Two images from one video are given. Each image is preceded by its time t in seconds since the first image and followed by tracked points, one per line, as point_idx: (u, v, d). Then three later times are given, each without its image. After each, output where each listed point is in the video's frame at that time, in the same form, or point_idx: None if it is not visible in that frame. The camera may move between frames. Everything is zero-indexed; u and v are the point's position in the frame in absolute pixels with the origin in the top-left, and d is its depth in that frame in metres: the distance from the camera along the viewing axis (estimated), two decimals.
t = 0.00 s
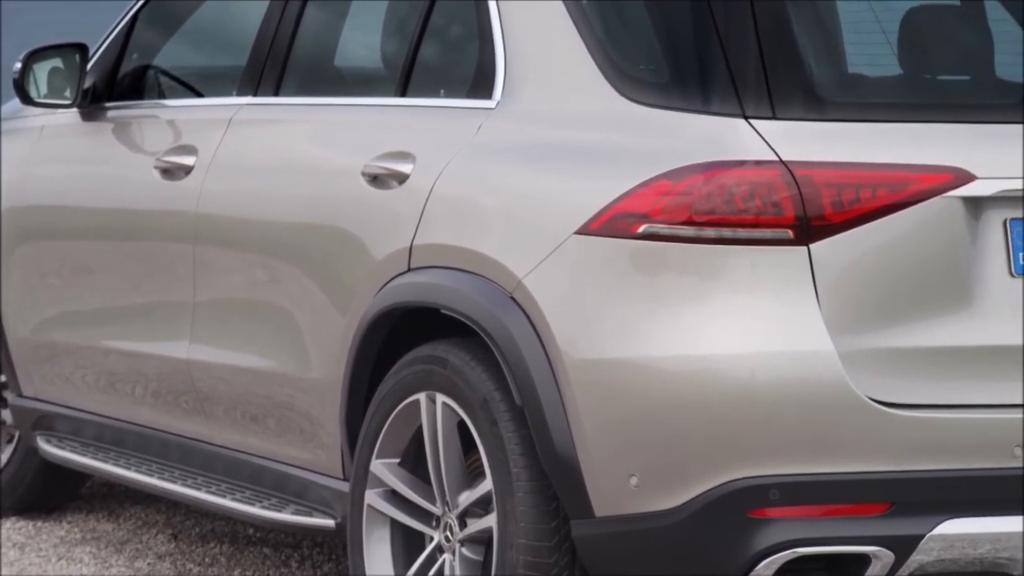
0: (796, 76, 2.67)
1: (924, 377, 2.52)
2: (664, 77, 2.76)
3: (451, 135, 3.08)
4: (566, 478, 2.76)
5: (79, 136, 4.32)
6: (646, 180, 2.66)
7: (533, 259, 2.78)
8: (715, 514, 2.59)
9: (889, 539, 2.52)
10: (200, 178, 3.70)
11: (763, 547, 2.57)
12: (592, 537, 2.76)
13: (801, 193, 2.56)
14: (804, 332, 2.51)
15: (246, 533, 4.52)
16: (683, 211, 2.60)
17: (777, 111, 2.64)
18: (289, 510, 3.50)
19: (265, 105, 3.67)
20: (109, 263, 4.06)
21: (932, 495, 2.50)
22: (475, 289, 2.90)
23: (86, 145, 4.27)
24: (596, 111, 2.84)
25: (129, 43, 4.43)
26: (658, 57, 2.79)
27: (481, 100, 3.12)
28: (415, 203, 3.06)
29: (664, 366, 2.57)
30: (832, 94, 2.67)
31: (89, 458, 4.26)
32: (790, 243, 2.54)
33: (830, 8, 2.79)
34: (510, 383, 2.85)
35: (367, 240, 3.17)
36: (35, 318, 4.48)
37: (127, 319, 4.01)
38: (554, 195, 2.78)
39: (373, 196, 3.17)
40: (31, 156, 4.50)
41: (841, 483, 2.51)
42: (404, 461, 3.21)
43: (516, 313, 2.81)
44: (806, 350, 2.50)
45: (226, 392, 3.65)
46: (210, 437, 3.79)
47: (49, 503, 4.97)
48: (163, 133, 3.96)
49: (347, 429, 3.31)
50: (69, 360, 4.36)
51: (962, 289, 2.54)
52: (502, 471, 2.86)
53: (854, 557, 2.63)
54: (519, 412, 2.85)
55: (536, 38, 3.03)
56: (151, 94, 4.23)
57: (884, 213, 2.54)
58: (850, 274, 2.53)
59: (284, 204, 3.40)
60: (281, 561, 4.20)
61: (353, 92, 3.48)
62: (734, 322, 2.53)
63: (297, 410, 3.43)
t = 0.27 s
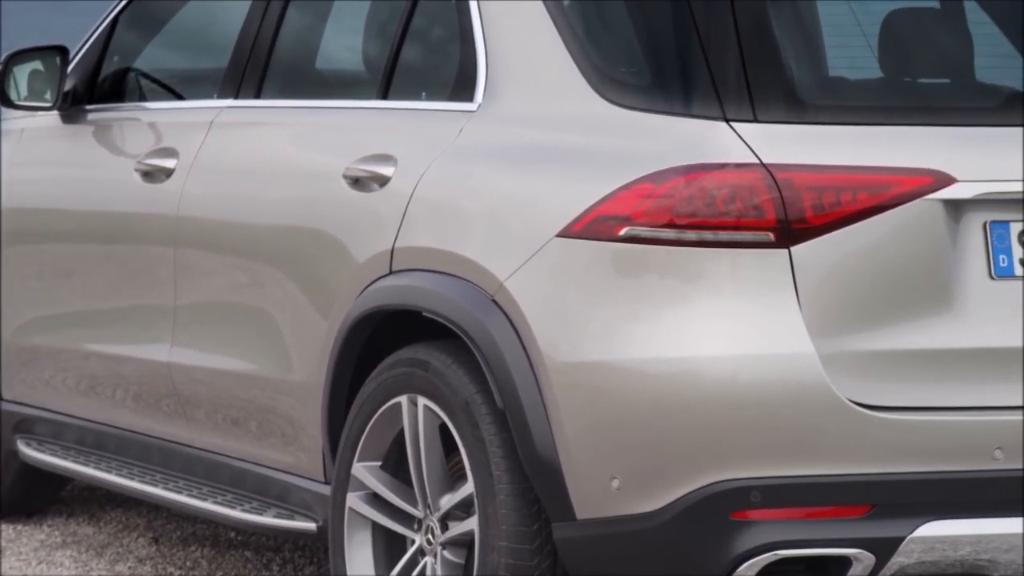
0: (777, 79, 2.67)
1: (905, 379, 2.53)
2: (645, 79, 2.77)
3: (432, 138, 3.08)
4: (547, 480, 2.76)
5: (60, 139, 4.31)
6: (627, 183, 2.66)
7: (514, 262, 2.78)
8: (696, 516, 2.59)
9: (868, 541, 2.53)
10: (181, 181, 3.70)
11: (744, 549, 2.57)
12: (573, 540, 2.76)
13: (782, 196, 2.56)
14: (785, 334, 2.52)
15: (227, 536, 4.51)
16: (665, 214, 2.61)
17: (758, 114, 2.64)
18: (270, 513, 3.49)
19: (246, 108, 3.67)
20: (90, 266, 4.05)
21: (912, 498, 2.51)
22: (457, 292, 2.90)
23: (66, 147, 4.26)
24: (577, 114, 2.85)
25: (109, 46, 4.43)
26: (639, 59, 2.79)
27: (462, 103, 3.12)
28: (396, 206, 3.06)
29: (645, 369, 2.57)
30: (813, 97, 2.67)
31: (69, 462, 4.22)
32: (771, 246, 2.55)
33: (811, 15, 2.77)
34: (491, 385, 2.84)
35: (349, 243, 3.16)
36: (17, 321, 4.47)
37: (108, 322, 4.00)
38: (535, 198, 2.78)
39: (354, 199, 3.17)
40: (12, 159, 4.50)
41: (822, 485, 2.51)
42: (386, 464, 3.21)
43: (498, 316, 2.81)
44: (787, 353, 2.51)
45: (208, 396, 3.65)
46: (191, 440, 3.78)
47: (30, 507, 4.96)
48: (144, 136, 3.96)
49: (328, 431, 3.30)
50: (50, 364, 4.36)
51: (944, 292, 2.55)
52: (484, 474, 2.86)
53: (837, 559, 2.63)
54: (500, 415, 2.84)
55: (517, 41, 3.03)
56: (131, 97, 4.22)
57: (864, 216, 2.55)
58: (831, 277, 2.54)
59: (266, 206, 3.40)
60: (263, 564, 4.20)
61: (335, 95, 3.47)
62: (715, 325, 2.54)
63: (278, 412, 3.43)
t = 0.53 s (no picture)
0: (755, 82, 2.68)
1: (883, 381, 2.53)
2: (624, 83, 2.77)
3: (412, 141, 3.08)
4: (526, 484, 2.76)
5: (38, 142, 4.31)
6: (606, 186, 2.67)
7: (492, 265, 2.78)
8: (675, 519, 2.59)
9: (845, 543, 2.53)
10: (159, 184, 3.70)
11: (723, 552, 2.57)
12: (553, 543, 2.76)
13: (760, 199, 2.57)
14: (764, 337, 2.52)
15: (206, 540, 4.50)
16: (643, 217, 2.61)
17: (736, 117, 2.64)
18: (249, 516, 3.48)
19: (225, 111, 3.67)
20: (69, 269, 4.04)
21: (890, 499, 2.52)
22: (436, 295, 2.89)
23: (45, 150, 4.25)
24: (555, 117, 2.85)
25: (88, 49, 4.43)
26: (618, 63, 2.79)
27: (441, 106, 3.12)
28: (376, 209, 3.06)
29: (624, 371, 2.57)
30: (791, 101, 2.68)
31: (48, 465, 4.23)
32: (750, 249, 2.56)
33: (790, 17, 2.79)
34: (470, 389, 2.84)
35: (328, 246, 3.16)
36: None
37: (86, 325, 3.99)
38: (513, 201, 2.78)
39: (334, 202, 3.17)
40: None
41: (800, 488, 2.52)
42: (365, 467, 3.20)
43: (477, 318, 2.80)
44: (765, 356, 2.51)
45: (186, 399, 3.64)
46: (170, 443, 3.77)
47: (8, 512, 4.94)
48: (123, 139, 3.95)
49: (308, 435, 3.30)
50: (28, 367, 4.35)
51: (922, 294, 2.56)
52: (463, 477, 2.86)
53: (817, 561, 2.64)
54: (479, 418, 2.84)
55: (496, 44, 3.03)
56: (110, 100, 4.22)
57: (843, 219, 2.55)
58: (809, 279, 2.55)
59: (246, 209, 3.39)
60: (242, 568, 4.19)
61: (315, 98, 3.47)
62: (693, 328, 2.54)
63: (258, 416, 3.42)
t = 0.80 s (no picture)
0: (735, 83, 2.68)
1: (862, 384, 2.54)
2: (604, 85, 2.77)
3: (391, 143, 3.08)
4: (505, 486, 2.76)
5: (17, 144, 4.30)
6: (586, 188, 2.67)
7: (471, 268, 2.78)
8: (656, 521, 2.60)
9: (824, 545, 2.54)
10: (139, 187, 3.70)
11: (702, 554, 2.58)
12: (533, 545, 2.76)
13: (740, 201, 2.57)
14: (744, 339, 2.53)
15: (186, 543, 4.49)
16: (624, 219, 2.61)
17: (716, 119, 2.64)
18: (229, 519, 3.48)
19: (205, 113, 3.67)
20: (48, 271, 4.04)
21: (869, 501, 2.53)
22: (416, 298, 2.89)
23: (24, 153, 4.25)
24: (535, 120, 2.85)
25: (66, 51, 4.42)
26: (598, 65, 2.79)
27: (421, 109, 3.12)
28: (356, 211, 3.06)
29: (604, 374, 2.58)
30: (770, 103, 2.67)
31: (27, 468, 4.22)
32: (729, 251, 2.56)
33: (770, 19, 2.79)
34: (451, 391, 2.83)
35: (308, 248, 3.16)
36: None
37: (65, 328, 3.99)
38: (492, 203, 2.79)
39: (314, 204, 3.17)
40: None
41: (780, 490, 2.52)
42: (345, 469, 3.20)
43: (457, 321, 2.80)
44: (745, 358, 2.52)
45: (166, 402, 3.64)
46: (149, 447, 3.77)
47: None
48: (103, 142, 3.95)
49: (288, 437, 3.29)
50: (7, 370, 4.34)
51: (901, 296, 2.56)
52: (443, 479, 2.85)
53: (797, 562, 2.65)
54: (460, 420, 2.84)
55: (475, 47, 3.03)
56: (90, 103, 4.22)
57: (823, 222, 2.56)
58: (789, 281, 2.55)
59: (226, 212, 3.39)
60: (222, 571, 4.18)
61: (295, 100, 3.47)
62: (673, 330, 2.55)
63: (237, 418, 3.42)
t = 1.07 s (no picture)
0: (716, 86, 2.68)
1: (843, 385, 2.55)
2: (586, 88, 2.77)
3: (374, 146, 3.08)
4: (488, 488, 2.76)
5: None
6: (569, 191, 2.67)
7: (454, 270, 2.78)
8: (638, 523, 2.60)
9: (805, 547, 2.54)
10: (121, 189, 3.70)
11: (685, 556, 2.58)
12: (516, 548, 2.76)
13: (722, 203, 2.57)
14: (726, 341, 2.53)
15: (168, 545, 4.48)
16: (606, 221, 2.61)
17: (698, 122, 2.65)
18: (210, 521, 3.47)
19: (187, 115, 3.67)
20: (30, 274, 4.04)
21: (851, 503, 2.53)
22: (398, 300, 2.88)
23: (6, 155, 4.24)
24: (516, 122, 2.85)
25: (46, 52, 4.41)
26: (580, 67, 2.80)
27: (403, 112, 3.11)
28: (338, 213, 3.05)
29: (587, 376, 2.58)
30: (752, 105, 2.68)
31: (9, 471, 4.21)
32: (711, 253, 2.56)
33: (751, 22, 2.79)
34: (433, 394, 2.83)
35: (291, 251, 3.15)
36: None
37: (47, 330, 3.98)
38: (474, 204, 2.79)
39: (296, 206, 3.16)
40: None
41: (762, 493, 2.53)
42: (327, 472, 3.20)
43: (440, 323, 2.80)
44: (727, 361, 2.52)
45: (148, 404, 3.63)
46: (131, 449, 3.76)
47: None
48: (84, 144, 3.95)
49: (270, 440, 3.29)
50: None
51: (883, 299, 2.57)
52: (425, 481, 2.85)
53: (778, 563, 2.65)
54: (443, 422, 2.84)
55: (456, 48, 3.03)
56: (71, 105, 4.23)
57: (804, 223, 2.56)
58: (771, 283, 2.55)
59: (209, 214, 3.39)
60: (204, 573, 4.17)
61: (277, 102, 3.46)
62: (655, 332, 2.55)
63: (220, 421, 3.41)
